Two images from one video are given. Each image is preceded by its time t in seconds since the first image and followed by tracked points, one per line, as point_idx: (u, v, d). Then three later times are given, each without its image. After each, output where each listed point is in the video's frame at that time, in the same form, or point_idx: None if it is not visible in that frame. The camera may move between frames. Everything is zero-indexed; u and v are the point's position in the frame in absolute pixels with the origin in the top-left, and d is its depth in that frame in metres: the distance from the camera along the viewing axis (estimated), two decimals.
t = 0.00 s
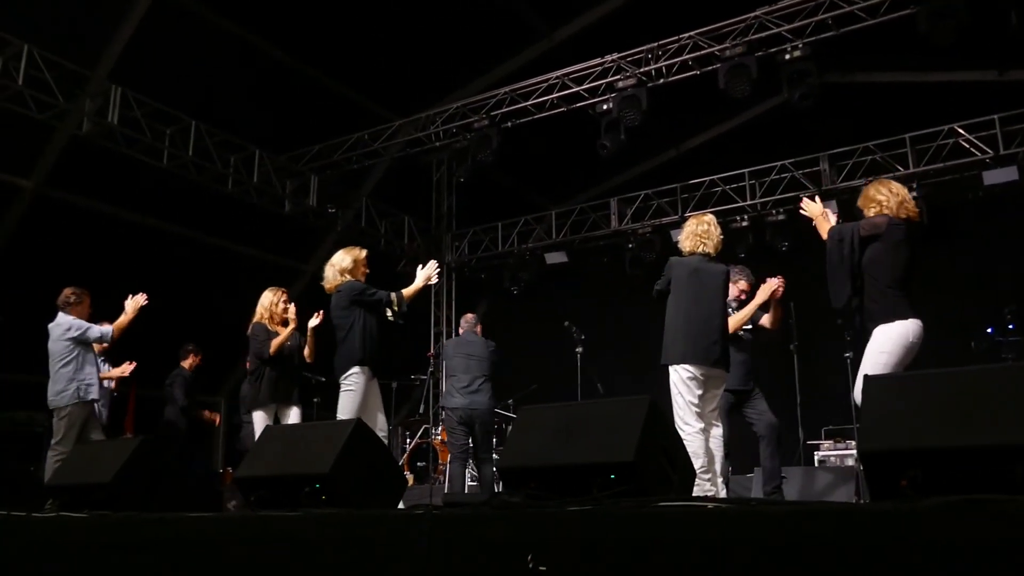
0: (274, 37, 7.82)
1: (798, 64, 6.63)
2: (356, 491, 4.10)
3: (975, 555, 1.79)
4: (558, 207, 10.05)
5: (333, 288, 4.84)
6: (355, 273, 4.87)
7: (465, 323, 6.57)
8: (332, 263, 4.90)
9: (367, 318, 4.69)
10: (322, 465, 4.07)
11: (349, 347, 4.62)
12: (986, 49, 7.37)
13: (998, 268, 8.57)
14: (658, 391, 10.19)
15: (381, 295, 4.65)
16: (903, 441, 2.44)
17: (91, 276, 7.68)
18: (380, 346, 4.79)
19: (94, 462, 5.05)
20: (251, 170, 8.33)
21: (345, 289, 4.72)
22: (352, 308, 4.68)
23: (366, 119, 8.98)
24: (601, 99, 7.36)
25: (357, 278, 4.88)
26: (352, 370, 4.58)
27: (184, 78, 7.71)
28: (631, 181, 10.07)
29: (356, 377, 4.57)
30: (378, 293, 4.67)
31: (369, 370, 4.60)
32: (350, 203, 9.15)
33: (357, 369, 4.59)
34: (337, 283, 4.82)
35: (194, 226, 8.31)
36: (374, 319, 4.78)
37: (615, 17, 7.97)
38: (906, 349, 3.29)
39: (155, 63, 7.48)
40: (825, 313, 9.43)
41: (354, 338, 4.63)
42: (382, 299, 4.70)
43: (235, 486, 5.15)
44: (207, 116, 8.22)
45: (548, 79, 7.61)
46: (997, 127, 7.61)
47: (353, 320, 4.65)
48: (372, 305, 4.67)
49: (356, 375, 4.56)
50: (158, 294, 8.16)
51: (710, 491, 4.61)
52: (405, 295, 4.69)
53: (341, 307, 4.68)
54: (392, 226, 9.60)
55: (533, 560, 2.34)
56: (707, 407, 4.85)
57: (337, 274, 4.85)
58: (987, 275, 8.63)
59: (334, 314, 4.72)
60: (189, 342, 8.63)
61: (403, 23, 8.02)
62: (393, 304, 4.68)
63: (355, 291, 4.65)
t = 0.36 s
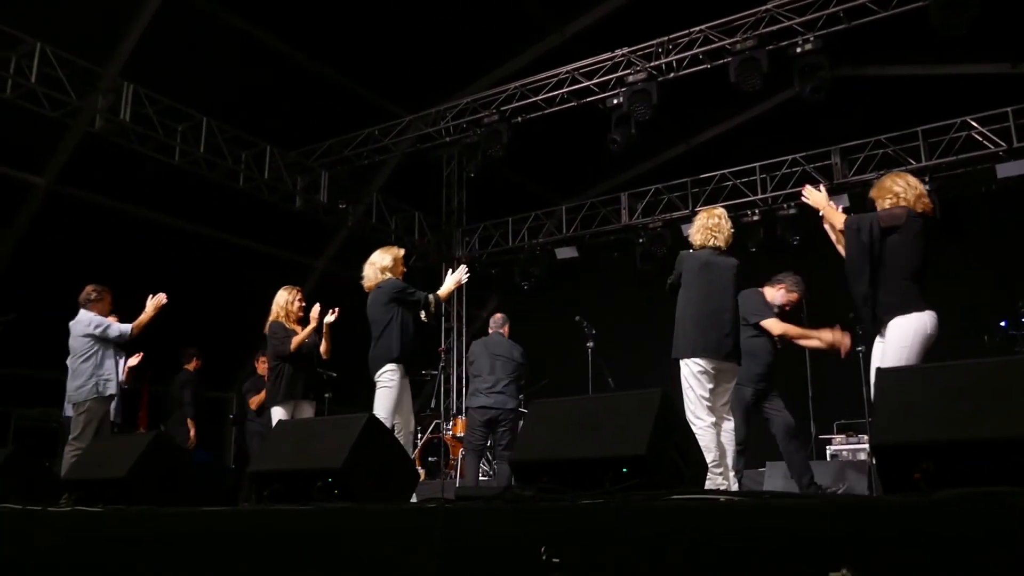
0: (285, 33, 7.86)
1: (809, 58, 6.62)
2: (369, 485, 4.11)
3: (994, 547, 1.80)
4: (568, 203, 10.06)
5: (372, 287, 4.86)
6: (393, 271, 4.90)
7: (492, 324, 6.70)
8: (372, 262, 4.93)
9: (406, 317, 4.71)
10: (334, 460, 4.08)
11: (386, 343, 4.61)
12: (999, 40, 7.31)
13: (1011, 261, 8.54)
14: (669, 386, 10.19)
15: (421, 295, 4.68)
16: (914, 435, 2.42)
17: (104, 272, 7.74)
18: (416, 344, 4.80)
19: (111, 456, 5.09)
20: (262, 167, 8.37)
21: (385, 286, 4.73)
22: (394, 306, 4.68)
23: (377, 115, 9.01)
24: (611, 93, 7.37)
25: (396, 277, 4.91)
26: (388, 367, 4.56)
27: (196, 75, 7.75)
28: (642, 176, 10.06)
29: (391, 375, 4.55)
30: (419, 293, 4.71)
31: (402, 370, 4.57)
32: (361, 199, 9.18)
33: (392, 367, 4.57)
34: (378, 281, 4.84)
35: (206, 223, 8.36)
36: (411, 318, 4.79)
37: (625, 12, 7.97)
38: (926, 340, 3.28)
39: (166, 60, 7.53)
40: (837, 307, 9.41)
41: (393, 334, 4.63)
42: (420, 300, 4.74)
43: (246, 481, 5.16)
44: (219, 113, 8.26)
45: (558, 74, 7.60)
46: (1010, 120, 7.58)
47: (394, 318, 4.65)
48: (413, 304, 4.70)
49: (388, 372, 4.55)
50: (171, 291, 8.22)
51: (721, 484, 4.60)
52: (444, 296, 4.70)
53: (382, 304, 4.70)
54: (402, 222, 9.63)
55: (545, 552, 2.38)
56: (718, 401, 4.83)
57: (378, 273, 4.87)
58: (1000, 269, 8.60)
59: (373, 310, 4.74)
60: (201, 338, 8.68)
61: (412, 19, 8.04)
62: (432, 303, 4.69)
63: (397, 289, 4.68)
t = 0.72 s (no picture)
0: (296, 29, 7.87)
1: (822, 51, 6.59)
2: (382, 478, 4.12)
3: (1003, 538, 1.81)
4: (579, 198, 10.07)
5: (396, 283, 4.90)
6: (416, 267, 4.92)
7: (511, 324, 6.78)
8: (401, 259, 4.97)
9: (427, 310, 4.71)
10: (348, 453, 4.09)
11: (406, 336, 4.65)
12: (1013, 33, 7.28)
13: None
14: (681, 380, 10.22)
15: (442, 290, 4.67)
16: (928, 429, 2.41)
17: (118, 269, 7.79)
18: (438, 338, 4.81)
19: (128, 449, 5.11)
20: (274, 163, 8.40)
21: (408, 280, 4.75)
22: (417, 300, 4.69)
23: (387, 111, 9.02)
24: (622, 88, 7.36)
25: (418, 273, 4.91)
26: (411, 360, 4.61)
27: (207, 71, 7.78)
28: (653, 171, 10.04)
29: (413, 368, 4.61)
30: (440, 288, 4.69)
31: (424, 361, 4.65)
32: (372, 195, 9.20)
33: (414, 360, 4.63)
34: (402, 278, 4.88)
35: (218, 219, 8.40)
36: (433, 311, 4.81)
37: (636, 6, 7.94)
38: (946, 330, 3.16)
39: (178, 57, 7.57)
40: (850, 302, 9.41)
41: (415, 329, 4.65)
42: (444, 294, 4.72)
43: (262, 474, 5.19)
44: (230, 109, 8.28)
45: (569, 69, 7.59)
46: None
47: (417, 312, 4.67)
48: (435, 298, 4.70)
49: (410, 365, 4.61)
50: (184, 287, 8.27)
51: (734, 478, 4.58)
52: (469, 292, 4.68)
53: (404, 298, 4.71)
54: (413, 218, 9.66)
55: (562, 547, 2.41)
56: (731, 396, 4.81)
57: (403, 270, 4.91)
58: (1014, 263, 8.58)
59: (396, 305, 4.75)
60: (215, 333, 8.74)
61: (423, 14, 8.04)
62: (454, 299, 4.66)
63: (418, 282, 4.69)
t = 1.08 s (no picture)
0: (308, 26, 7.89)
1: (835, 43, 6.57)
2: (396, 475, 4.11)
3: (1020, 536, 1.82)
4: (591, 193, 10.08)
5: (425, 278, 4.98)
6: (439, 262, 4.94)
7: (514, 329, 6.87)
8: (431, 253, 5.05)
9: (446, 304, 4.72)
10: (364, 448, 4.09)
11: (429, 330, 4.66)
12: None
13: None
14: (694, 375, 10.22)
15: (454, 283, 4.67)
16: (947, 422, 2.39)
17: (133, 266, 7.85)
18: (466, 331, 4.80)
19: (144, 445, 5.13)
20: (287, 159, 8.44)
21: (429, 276, 4.82)
22: (436, 294, 4.74)
23: (399, 107, 9.04)
24: (634, 82, 7.36)
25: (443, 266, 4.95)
26: (434, 355, 4.62)
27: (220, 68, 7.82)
28: (665, 166, 10.05)
29: (436, 363, 4.62)
30: (455, 280, 4.70)
31: (448, 356, 4.64)
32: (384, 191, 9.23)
33: (433, 355, 4.63)
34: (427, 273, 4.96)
35: (231, 216, 8.45)
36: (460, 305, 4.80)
37: None
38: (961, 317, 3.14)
39: (191, 54, 7.61)
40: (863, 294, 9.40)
41: (432, 324, 4.67)
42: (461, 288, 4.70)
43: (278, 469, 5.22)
44: (243, 107, 8.33)
45: (579, 64, 7.59)
46: None
47: (438, 306, 4.70)
48: (452, 292, 4.70)
49: (435, 361, 4.62)
50: (198, 284, 8.33)
51: (750, 473, 4.54)
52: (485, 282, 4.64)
53: (424, 293, 4.80)
54: (426, 214, 9.71)
55: (580, 538, 2.58)
56: (746, 391, 4.78)
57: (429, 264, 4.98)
58: None
59: (421, 300, 4.85)
60: (230, 330, 8.79)
61: (433, 10, 8.06)
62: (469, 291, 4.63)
63: (437, 277, 4.76)
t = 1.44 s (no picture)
0: (321, 24, 7.92)
1: (850, 36, 6.54)
2: (413, 471, 4.12)
3: None
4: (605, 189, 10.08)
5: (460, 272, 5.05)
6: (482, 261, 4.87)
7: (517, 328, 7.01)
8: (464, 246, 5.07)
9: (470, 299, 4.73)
10: (379, 444, 4.10)
11: (454, 325, 4.68)
12: None
13: None
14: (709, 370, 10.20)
15: (461, 276, 4.71)
16: (970, 416, 2.38)
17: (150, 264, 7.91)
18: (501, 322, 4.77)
19: (161, 442, 5.17)
20: (302, 156, 8.48)
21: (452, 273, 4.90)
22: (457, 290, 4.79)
23: (412, 104, 9.05)
24: (647, 77, 7.34)
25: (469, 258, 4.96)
26: (460, 350, 4.62)
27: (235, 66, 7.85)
28: (678, 160, 10.03)
29: (462, 357, 4.62)
30: (464, 273, 4.73)
31: (475, 350, 4.62)
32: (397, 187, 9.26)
33: (460, 348, 4.63)
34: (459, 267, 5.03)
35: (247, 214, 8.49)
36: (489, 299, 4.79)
37: None
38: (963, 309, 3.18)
39: (206, 53, 7.65)
40: (879, 288, 9.36)
41: (455, 321, 4.70)
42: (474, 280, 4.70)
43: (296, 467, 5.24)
44: (258, 105, 8.36)
45: (593, 59, 7.57)
46: None
47: (460, 303, 4.73)
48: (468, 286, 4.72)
49: (462, 355, 4.63)
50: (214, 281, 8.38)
51: (767, 467, 4.53)
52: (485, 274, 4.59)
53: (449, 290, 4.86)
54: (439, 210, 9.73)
55: (599, 533, 2.57)
56: (762, 386, 4.76)
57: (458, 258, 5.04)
58: None
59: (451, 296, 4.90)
60: (246, 327, 8.84)
61: (445, 6, 8.06)
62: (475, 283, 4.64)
63: (453, 273, 4.84)
